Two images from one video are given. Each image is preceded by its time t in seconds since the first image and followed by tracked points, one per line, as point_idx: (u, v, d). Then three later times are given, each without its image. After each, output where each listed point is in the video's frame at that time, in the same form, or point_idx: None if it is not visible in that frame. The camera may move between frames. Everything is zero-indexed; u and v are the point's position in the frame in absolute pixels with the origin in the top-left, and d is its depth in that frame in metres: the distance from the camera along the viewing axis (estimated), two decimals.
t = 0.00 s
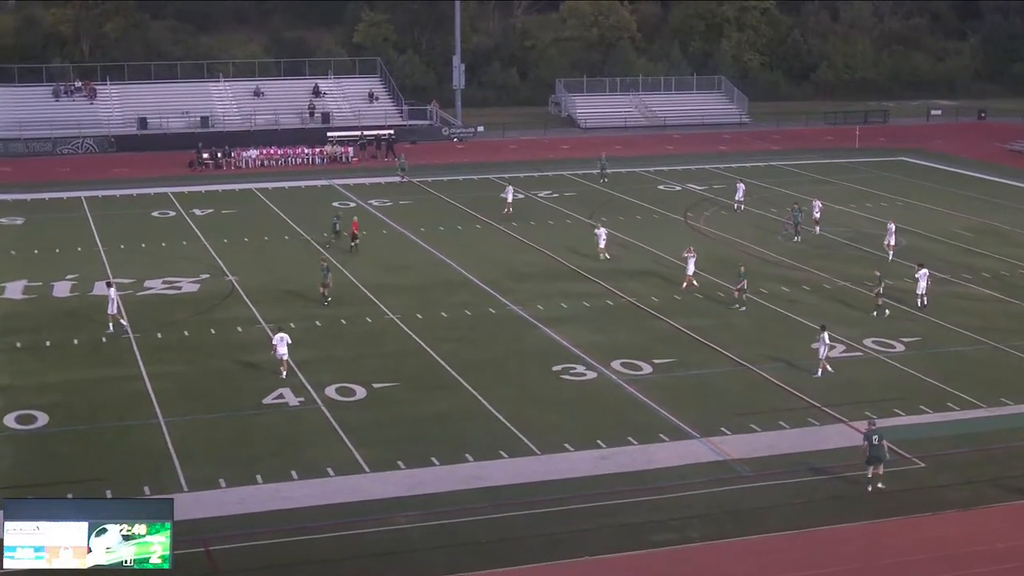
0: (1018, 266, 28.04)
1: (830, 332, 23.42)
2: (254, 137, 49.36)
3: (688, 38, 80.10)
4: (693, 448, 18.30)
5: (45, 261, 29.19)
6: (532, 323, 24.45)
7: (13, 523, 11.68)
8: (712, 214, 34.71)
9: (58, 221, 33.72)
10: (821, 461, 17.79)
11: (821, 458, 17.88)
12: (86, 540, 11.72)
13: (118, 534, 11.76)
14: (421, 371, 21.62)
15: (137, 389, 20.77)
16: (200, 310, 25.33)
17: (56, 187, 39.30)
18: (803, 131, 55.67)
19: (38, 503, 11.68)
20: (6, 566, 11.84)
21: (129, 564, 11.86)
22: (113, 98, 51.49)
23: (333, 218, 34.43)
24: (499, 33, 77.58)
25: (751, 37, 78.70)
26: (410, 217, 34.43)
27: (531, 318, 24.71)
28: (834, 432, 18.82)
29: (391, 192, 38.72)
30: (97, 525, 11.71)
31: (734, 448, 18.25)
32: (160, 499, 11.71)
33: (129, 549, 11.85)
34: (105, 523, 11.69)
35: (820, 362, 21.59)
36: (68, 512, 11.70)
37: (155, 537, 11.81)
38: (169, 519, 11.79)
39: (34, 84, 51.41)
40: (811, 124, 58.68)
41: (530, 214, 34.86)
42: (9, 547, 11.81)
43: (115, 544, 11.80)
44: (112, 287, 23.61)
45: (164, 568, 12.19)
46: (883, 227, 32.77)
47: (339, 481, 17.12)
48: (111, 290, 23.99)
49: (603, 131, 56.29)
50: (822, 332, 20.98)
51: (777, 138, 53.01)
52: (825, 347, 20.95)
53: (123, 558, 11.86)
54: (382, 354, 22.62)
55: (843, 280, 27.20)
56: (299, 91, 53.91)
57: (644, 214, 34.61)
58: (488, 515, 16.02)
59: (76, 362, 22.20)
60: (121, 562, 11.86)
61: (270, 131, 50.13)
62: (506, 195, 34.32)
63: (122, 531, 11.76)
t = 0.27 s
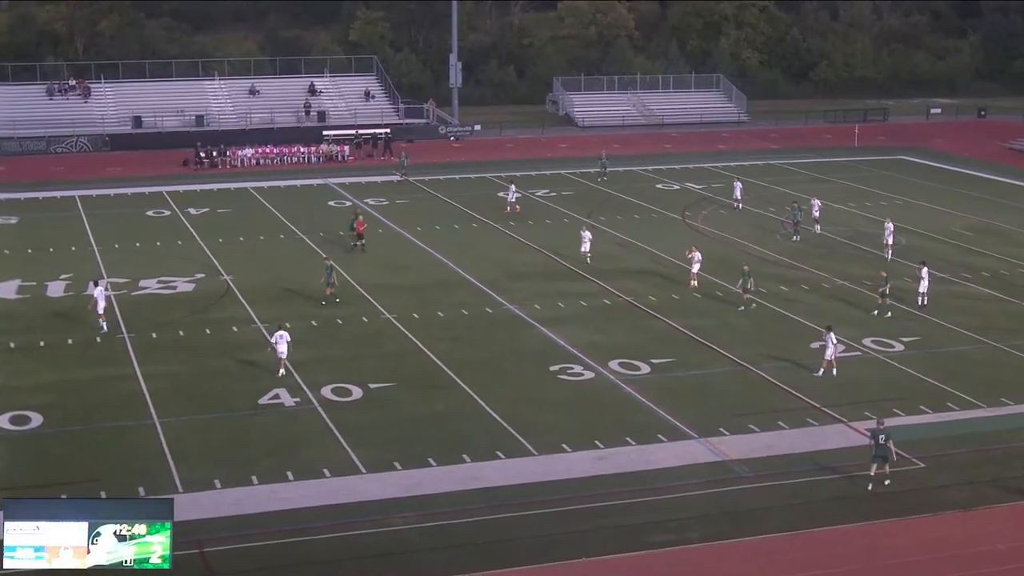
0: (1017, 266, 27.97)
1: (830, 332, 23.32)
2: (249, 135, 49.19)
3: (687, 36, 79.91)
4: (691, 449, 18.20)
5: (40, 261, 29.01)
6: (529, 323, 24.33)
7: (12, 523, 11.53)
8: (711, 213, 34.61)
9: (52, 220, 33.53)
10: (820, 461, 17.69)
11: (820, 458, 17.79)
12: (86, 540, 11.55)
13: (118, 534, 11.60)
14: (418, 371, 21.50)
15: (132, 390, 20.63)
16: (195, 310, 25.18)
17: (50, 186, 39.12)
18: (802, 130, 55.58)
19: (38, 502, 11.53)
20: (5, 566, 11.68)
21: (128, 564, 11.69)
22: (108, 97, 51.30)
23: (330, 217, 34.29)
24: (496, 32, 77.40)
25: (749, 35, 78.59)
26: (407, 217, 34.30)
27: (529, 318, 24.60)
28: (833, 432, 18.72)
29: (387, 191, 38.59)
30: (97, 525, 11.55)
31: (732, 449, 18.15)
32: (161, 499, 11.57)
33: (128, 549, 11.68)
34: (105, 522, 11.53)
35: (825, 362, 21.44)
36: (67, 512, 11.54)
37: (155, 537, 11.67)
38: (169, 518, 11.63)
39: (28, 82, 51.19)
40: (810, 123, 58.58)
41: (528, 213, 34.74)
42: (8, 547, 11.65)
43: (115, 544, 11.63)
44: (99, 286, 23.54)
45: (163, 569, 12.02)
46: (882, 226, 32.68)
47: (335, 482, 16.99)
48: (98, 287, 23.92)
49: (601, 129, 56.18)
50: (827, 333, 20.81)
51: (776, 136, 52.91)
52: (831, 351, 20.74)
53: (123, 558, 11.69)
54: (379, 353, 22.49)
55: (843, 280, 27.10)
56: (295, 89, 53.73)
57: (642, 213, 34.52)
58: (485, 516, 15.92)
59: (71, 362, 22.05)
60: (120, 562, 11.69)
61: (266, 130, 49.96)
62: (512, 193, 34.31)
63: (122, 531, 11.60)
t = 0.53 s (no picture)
0: (1020, 267, 27.86)
1: (832, 335, 23.19)
2: (249, 136, 49.09)
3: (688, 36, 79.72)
4: (692, 452, 18.07)
5: (38, 263, 28.87)
6: (530, 325, 24.21)
7: (12, 523, 11.17)
8: (712, 215, 34.50)
9: (50, 221, 33.39)
10: (823, 465, 17.56)
11: (823, 462, 17.66)
12: (85, 539, 11.18)
13: (118, 536, 11.23)
14: (417, 374, 21.38)
15: (131, 392, 20.48)
16: (193, 312, 25.05)
17: (48, 187, 38.99)
18: (804, 131, 55.49)
19: (37, 500, 11.18)
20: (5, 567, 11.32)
21: (128, 565, 11.30)
22: (106, 98, 51.19)
23: (329, 218, 34.18)
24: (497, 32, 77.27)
25: (751, 35, 78.47)
26: (408, 218, 34.18)
27: (529, 320, 24.48)
28: (836, 435, 18.58)
29: (387, 193, 38.48)
30: (97, 524, 11.16)
31: (734, 452, 18.02)
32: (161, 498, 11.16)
33: (128, 549, 11.28)
34: (104, 522, 11.15)
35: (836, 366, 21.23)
36: (66, 511, 11.17)
37: (156, 537, 11.27)
38: (169, 518, 11.25)
39: (27, 83, 51.04)
40: (812, 124, 58.48)
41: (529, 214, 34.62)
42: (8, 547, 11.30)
43: (114, 543, 11.24)
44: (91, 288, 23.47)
45: (166, 569, 11.63)
46: (885, 227, 32.57)
47: (333, 486, 16.85)
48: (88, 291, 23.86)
49: (602, 130, 56.08)
50: (838, 337, 20.62)
51: (778, 137, 52.82)
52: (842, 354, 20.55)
53: (122, 558, 11.30)
54: (379, 356, 22.36)
55: (845, 281, 26.98)
56: (295, 90, 53.62)
57: (644, 214, 34.44)
58: (486, 520, 15.78)
59: (69, 365, 21.90)
60: (121, 563, 11.30)
61: (266, 131, 49.86)
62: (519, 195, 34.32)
63: (121, 532, 11.22)
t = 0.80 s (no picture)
0: (1020, 268, 27.80)
1: (832, 337, 23.10)
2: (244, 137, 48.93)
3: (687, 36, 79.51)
4: (691, 454, 17.97)
5: (32, 264, 28.70)
6: (527, 326, 24.10)
7: (12, 523, 11.12)
8: (710, 215, 34.42)
9: (43, 223, 33.21)
10: (822, 467, 17.46)
11: (822, 464, 17.56)
12: (86, 539, 11.13)
13: (118, 536, 11.20)
14: (414, 375, 21.25)
15: (125, 395, 20.34)
16: (188, 314, 24.91)
17: (41, 188, 38.81)
18: (802, 131, 55.45)
19: (37, 500, 11.13)
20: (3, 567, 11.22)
21: (128, 564, 11.27)
22: (100, 99, 51.02)
23: (325, 219, 34.05)
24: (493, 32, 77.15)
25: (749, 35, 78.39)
26: (404, 219, 34.06)
27: (526, 322, 24.35)
28: (835, 438, 18.48)
29: (383, 194, 38.33)
30: (97, 525, 11.13)
31: (732, 455, 17.91)
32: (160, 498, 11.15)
33: (128, 549, 11.25)
34: (104, 522, 11.12)
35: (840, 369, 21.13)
36: (67, 511, 11.13)
37: (155, 537, 11.25)
38: (169, 518, 11.24)
39: (20, 83, 50.85)
40: (811, 124, 58.44)
41: (526, 215, 34.47)
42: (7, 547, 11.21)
43: (114, 544, 11.21)
44: (81, 288, 23.38)
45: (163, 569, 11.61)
46: (884, 228, 32.49)
47: (329, 488, 16.72)
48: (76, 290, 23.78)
49: (600, 131, 55.99)
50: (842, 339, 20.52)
51: (777, 138, 52.77)
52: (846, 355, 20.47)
53: (122, 559, 11.27)
54: (374, 357, 22.24)
55: (844, 282, 26.90)
56: (290, 90, 53.48)
57: (643, 215, 34.35)
58: (483, 522, 15.66)
59: (63, 367, 21.75)
60: (120, 562, 11.26)
61: (261, 131, 49.72)
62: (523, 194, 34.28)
63: (121, 532, 11.19)
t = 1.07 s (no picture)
0: (1013, 270, 27.75)
1: (824, 339, 23.02)
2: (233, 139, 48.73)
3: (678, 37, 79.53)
4: (683, 457, 17.87)
5: (20, 267, 28.51)
6: (519, 329, 23.97)
7: (12, 523, 11.02)
8: (702, 217, 34.33)
9: (30, 225, 33.01)
10: (816, 470, 17.37)
11: (814, 467, 17.47)
12: (86, 539, 11.01)
13: (118, 535, 11.04)
14: (404, 379, 21.11)
15: (113, 399, 20.16)
16: (177, 317, 24.74)
17: (29, 190, 38.57)
18: (795, 132, 55.42)
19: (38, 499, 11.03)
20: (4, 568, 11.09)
21: (129, 565, 11.10)
22: (88, 100, 50.80)
23: (315, 222, 33.90)
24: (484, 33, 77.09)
25: (741, 36, 78.42)
26: (393, 222, 33.92)
27: (518, 324, 24.24)
28: (828, 441, 18.40)
29: (374, 196, 38.19)
30: (97, 524, 10.99)
31: (725, 458, 17.81)
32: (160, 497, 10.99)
33: (128, 549, 11.10)
34: (104, 522, 10.97)
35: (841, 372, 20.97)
36: (67, 511, 11.00)
37: (156, 537, 11.08)
38: (169, 518, 11.07)
39: (8, 84, 50.60)
40: (803, 125, 58.42)
41: (517, 218, 34.36)
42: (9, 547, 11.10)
43: (114, 544, 11.06)
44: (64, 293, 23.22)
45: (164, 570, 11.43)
46: (877, 230, 32.44)
47: (319, 492, 16.58)
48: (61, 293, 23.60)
49: (591, 132, 55.90)
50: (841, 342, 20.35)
51: (769, 139, 52.72)
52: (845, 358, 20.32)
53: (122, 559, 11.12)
54: (364, 361, 22.10)
55: (837, 285, 26.83)
56: (280, 92, 53.30)
57: (634, 217, 34.25)
58: (475, 527, 15.52)
59: (51, 371, 21.58)
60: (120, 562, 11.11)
61: (250, 133, 49.53)
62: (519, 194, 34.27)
63: (122, 532, 11.04)
